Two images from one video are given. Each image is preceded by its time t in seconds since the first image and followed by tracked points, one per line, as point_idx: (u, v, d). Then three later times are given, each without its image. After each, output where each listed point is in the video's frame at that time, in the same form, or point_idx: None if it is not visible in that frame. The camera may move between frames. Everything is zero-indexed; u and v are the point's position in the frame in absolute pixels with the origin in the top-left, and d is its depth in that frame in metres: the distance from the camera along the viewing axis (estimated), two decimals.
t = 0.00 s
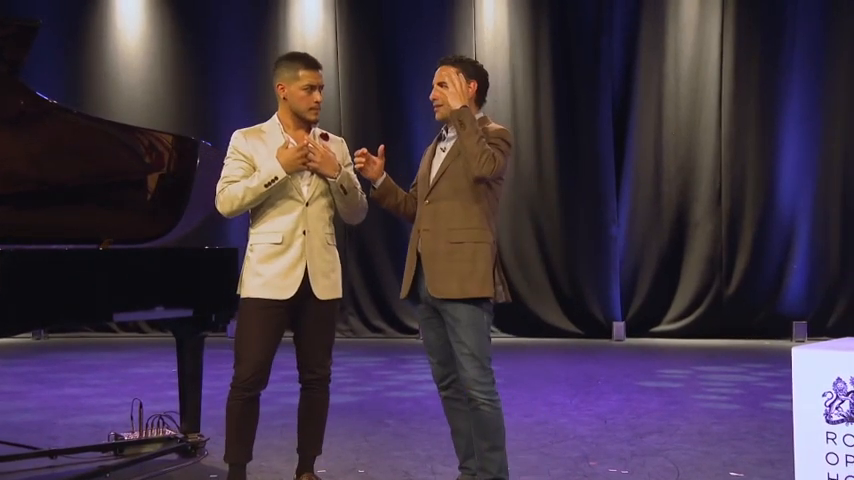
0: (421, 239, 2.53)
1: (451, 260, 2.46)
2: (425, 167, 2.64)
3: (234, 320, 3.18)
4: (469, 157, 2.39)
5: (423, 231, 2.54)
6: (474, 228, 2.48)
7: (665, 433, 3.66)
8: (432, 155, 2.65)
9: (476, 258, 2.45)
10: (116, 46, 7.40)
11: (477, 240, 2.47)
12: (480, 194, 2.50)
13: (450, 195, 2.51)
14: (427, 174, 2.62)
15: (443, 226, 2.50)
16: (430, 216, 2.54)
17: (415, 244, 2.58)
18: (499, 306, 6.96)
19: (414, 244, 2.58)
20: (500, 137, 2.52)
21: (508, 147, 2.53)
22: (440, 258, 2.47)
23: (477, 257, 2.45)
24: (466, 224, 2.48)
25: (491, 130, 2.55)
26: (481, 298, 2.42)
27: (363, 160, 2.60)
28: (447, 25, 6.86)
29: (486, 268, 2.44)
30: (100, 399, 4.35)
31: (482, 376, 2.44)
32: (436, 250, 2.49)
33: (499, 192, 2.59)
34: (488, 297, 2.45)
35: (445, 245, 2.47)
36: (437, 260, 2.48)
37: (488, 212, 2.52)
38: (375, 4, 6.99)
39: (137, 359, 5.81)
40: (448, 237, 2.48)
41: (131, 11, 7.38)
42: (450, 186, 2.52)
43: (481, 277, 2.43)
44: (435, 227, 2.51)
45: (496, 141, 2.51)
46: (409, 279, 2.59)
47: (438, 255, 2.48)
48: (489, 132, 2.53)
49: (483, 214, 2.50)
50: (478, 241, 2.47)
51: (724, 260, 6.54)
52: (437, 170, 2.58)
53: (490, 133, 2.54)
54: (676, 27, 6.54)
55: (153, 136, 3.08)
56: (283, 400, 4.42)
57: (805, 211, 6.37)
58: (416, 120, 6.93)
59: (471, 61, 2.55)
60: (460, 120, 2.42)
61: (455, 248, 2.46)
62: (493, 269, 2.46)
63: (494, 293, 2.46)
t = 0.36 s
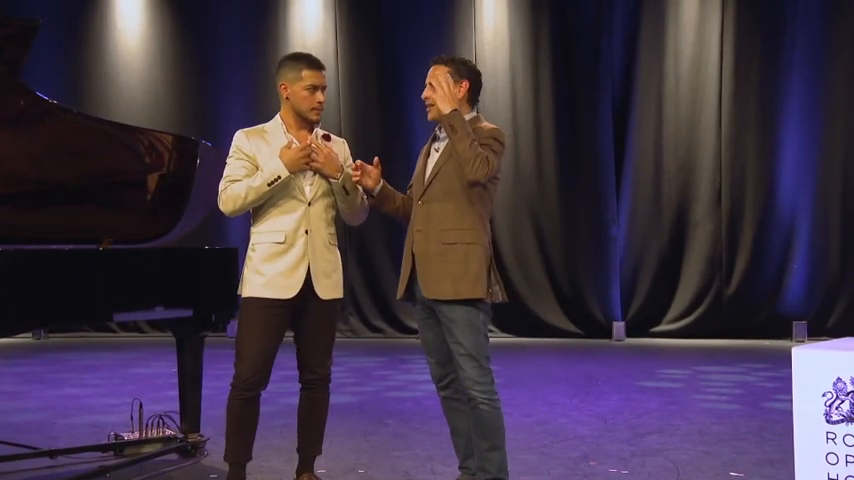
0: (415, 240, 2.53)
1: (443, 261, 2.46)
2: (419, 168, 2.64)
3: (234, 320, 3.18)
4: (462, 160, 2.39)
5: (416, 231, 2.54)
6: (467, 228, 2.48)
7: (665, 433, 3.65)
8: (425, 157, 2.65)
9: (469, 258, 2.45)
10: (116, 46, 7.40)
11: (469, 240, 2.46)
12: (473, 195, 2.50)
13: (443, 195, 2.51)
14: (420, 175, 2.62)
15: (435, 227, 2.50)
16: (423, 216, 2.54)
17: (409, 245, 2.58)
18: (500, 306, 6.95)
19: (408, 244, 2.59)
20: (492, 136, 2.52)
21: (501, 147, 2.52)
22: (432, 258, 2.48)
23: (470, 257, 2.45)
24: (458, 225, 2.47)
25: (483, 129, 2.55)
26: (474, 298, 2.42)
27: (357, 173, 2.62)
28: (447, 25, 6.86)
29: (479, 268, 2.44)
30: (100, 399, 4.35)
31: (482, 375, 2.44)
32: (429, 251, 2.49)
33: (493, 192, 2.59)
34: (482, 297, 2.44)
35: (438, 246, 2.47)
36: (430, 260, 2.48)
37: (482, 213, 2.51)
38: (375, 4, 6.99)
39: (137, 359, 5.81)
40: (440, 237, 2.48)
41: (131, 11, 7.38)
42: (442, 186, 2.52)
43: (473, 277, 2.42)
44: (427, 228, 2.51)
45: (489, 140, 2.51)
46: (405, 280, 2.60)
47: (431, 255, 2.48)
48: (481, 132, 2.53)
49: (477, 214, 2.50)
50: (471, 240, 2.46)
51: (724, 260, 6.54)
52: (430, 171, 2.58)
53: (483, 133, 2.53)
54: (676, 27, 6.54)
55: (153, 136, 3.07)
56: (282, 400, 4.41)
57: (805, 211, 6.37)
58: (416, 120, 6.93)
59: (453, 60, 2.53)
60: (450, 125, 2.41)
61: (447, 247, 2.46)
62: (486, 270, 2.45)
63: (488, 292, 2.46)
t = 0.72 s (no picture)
0: (413, 241, 2.53)
1: (442, 261, 2.46)
2: (414, 167, 2.64)
3: (234, 320, 3.18)
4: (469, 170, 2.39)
5: (415, 232, 2.54)
6: (466, 229, 2.48)
7: (665, 433, 3.65)
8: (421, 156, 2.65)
9: (468, 258, 2.45)
10: (116, 46, 7.39)
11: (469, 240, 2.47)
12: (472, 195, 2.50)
13: (440, 195, 2.51)
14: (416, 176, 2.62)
15: (434, 227, 2.51)
16: (421, 217, 2.54)
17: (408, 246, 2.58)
18: (500, 306, 6.95)
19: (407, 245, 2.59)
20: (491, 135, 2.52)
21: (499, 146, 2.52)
22: (431, 259, 2.48)
23: (470, 257, 2.46)
24: (458, 226, 2.48)
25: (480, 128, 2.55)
26: (473, 299, 2.43)
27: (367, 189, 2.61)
28: (447, 25, 6.86)
29: (479, 268, 2.45)
30: (100, 399, 4.35)
31: (474, 376, 2.44)
32: (428, 252, 2.49)
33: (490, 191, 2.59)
34: (482, 298, 2.45)
35: (437, 247, 2.48)
36: (429, 261, 2.48)
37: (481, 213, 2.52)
38: (375, 4, 6.99)
39: (137, 359, 5.81)
40: (439, 238, 2.48)
41: (130, 10, 7.37)
42: (441, 187, 2.52)
43: (472, 278, 2.43)
44: (426, 229, 2.51)
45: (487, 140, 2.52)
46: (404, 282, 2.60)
47: (429, 256, 2.48)
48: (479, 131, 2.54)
49: (476, 215, 2.50)
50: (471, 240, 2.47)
51: (724, 260, 6.54)
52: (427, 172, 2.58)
53: (481, 133, 2.53)
54: (677, 27, 6.55)
55: (152, 136, 3.07)
56: (282, 401, 4.42)
57: (805, 211, 6.37)
58: (416, 120, 6.93)
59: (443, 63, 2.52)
60: (454, 138, 2.41)
61: (446, 248, 2.47)
62: (485, 270, 2.46)
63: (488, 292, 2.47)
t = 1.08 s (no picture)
0: (417, 244, 2.52)
1: (449, 263, 2.46)
2: (413, 167, 2.63)
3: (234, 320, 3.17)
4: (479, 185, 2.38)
5: (418, 234, 2.53)
6: (471, 230, 2.49)
7: (665, 433, 3.65)
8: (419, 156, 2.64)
9: (475, 260, 2.46)
10: (116, 46, 7.39)
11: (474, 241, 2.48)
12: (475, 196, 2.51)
13: (443, 197, 2.51)
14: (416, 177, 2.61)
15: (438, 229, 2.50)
16: (424, 219, 2.53)
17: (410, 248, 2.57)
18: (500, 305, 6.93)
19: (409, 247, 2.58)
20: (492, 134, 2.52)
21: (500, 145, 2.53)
22: (436, 261, 2.48)
23: (477, 258, 2.47)
24: (462, 228, 2.48)
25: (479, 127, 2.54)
26: (479, 300, 2.44)
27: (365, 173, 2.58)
28: (447, 25, 6.86)
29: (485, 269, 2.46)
30: (100, 399, 4.35)
31: (466, 376, 2.44)
32: (433, 254, 2.49)
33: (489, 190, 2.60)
34: (487, 299, 2.47)
35: (441, 250, 2.48)
36: (433, 263, 2.48)
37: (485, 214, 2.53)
38: (375, 4, 6.99)
39: (137, 359, 5.81)
40: (445, 240, 2.48)
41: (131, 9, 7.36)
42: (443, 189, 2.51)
43: (480, 281, 2.45)
44: (430, 231, 2.50)
45: (488, 139, 2.51)
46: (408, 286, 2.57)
47: (434, 258, 2.48)
48: (478, 130, 2.53)
49: (479, 215, 2.51)
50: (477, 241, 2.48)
51: (724, 260, 6.55)
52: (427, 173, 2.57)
53: (481, 131, 2.53)
54: (676, 28, 6.55)
55: (151, 135, 3.07)
56: (283, 400, 4.42)
57: (805, 211, 6.37)
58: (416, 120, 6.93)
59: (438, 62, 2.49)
60: (462, 160, 2.35)
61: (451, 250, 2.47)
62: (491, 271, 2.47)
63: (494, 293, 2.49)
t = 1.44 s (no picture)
0: (417, 249, 2.51)
1: (449, 269, 2.45)
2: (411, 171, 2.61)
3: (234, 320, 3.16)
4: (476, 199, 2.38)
5: (418, 240, 2.52)
6: (471, 235, 2.47)
7: (666, 433, 3.64)
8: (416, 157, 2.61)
9: (476, 264, 2.45)
10: (116, 46, 7.36)
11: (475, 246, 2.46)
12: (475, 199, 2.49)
13: (442, 201, 2.49)
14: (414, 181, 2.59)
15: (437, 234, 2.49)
16: (424, 224, 2.52)
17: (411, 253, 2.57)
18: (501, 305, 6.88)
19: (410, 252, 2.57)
20: (490, 135, 2.50)
21: (499, 146, 2.50)
22: (436, 266, 2.47)
23: (478, 263, 2.46)
24: (462, 232, 2.47)
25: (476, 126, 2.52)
26: (479, 305, 2.44)
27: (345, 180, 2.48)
28: (447, 25, 6.84)
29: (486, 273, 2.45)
30: (100, 399, 4.34)
31: (460, 380, 2.43)
32: (432, 259, 2.48)
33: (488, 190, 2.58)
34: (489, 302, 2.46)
35: (442, 255, 2.46)
36: (433, 268, 2.47)
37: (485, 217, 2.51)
38: (375, 4, 6.97)
39: (136, 359, 5.80)
40: (445, 245, 2.47)
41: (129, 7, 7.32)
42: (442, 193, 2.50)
43: (482, 286, 2.44)
44: (430, 237, 2.49)
45: (486, 141, 2.49)
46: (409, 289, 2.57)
47: (434, 263, 2.47)
48: (475, 131, 2.51)
49: (479, 220, 2.50)
50: (478, 246, 2.47)
51: (725, 260, 6.56)
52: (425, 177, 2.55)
53: (479, 131, 2.51)
54: (677, 28, 6.55)
55: (151, 135, 3.06)
56: (282, 401, 4.41)
57: (807, 210, 6.43)
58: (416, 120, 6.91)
59: (436, 62, 2.47)
60: (454, 182, 2.35)
61: (452, 254, 2.46)
62: (493, 276, 2.47)
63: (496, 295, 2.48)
